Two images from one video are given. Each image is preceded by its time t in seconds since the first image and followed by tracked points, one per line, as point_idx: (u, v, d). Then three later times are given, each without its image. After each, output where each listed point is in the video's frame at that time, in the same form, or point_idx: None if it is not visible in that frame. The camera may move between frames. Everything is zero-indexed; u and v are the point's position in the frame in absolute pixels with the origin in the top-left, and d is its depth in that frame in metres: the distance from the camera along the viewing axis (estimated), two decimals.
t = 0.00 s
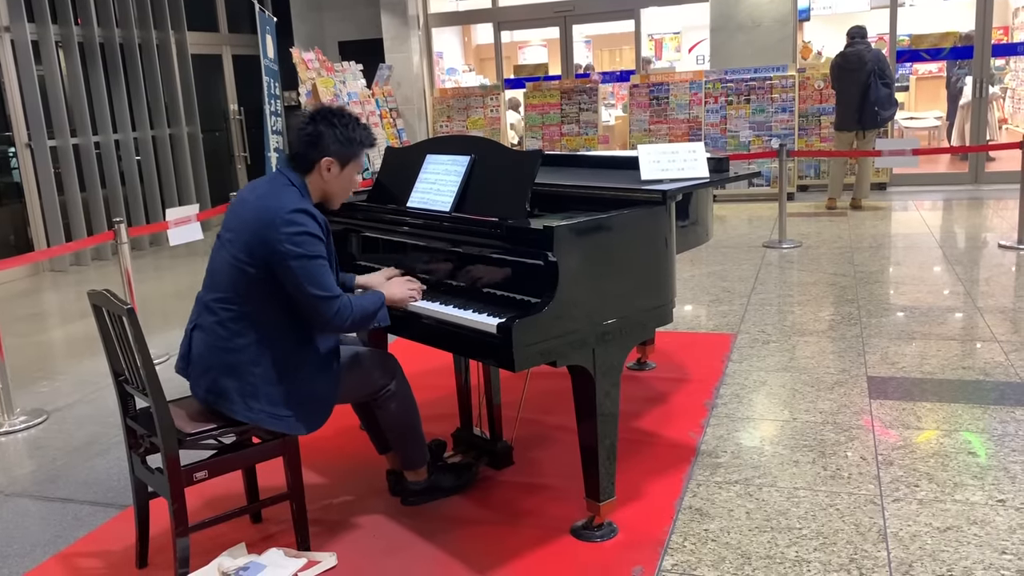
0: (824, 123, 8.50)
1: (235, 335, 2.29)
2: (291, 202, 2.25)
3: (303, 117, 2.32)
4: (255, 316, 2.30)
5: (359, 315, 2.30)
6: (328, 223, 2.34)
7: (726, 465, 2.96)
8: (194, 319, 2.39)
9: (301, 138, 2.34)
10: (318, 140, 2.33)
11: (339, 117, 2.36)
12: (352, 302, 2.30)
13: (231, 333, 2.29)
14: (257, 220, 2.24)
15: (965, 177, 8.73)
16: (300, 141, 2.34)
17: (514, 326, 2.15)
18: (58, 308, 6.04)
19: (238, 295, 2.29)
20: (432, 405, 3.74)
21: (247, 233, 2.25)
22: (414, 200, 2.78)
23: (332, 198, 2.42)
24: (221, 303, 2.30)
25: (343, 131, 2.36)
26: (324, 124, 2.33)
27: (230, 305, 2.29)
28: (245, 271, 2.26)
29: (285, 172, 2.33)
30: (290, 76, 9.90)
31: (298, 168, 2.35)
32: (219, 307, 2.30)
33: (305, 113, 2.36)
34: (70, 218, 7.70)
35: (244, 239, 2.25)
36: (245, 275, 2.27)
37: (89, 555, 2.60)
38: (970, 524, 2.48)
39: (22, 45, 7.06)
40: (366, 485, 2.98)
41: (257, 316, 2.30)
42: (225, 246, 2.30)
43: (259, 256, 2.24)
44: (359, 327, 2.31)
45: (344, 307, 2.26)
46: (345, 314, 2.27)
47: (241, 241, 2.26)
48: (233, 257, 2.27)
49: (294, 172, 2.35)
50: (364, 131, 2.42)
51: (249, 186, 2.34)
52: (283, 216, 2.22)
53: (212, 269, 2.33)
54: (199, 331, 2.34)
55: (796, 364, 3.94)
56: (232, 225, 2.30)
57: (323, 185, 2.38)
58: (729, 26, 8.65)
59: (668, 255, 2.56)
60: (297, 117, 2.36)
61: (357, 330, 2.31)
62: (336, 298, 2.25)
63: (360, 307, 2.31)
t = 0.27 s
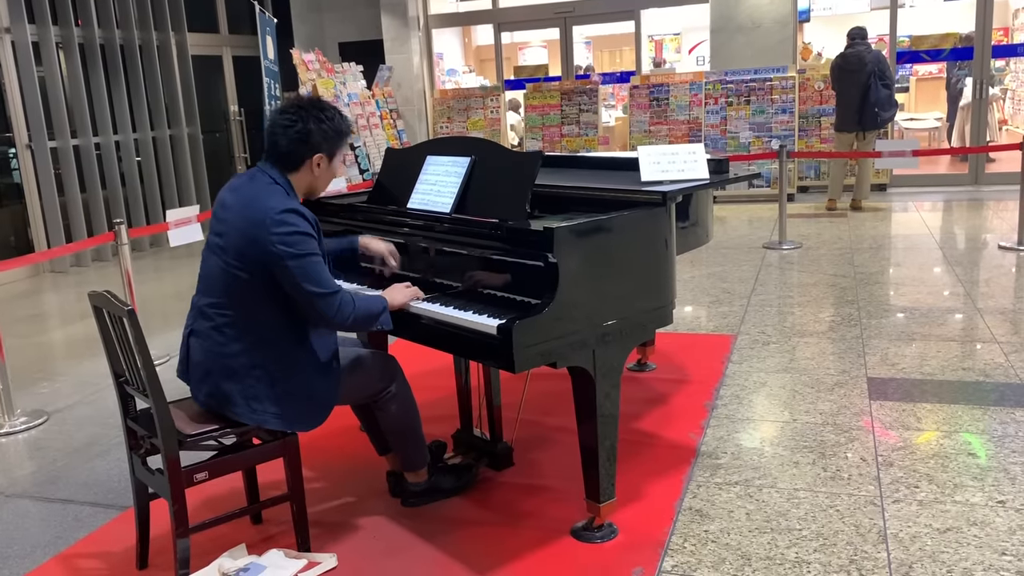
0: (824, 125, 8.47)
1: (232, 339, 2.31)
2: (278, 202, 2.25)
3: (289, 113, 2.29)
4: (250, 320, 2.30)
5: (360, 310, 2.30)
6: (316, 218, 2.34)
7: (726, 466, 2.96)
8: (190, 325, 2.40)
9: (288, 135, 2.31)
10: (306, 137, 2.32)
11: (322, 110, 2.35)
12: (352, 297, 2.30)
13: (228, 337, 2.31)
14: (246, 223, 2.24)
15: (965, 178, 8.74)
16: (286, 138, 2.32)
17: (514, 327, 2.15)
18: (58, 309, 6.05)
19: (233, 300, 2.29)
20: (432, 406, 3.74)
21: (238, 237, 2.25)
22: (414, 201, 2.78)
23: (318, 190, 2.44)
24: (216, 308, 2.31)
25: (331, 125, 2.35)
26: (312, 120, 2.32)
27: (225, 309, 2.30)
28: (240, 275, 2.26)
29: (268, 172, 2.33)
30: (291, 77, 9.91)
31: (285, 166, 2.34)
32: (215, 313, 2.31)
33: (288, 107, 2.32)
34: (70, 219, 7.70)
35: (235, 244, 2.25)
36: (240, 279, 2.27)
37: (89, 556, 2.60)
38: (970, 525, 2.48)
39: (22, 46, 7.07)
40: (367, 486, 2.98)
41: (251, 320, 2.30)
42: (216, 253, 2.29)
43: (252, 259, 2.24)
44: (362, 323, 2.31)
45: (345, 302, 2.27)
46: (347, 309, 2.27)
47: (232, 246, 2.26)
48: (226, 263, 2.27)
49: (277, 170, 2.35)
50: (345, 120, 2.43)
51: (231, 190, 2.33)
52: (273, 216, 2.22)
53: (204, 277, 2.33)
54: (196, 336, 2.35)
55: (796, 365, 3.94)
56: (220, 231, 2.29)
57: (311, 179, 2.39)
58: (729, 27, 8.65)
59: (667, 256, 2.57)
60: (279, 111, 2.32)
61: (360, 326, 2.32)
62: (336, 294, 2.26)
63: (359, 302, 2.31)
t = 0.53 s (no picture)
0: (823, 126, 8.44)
1: (230, 341, 2.31)
2: (268, 200, 2.26)
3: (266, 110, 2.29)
4: (246, 320, 2.30)
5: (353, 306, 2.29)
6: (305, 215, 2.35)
7: (726, 467, 2.96)
8: (186, 331, 2.39)
9: (266, 132, 2.31)
10: (284, 132, 2.31)
11: (299, 105, 2.35)
12: (344, 294, 2.30)
13: (226, 338, 2.31)
14: (236, 223, 2.25)
15: (964, 179, 8.75)
16: (265, 136, 2.31)
17: (514, 329, 2.15)
18: (57, 311, 6.05)
19: (228, 301, 2.29)
20: (431, 407, 3.74)
21: (228, 238, 2.25)
22: (414, 203, 2.78)
23: (305, 187, 2.44)
24: (213, 311, 2.31)
25: (308, 119, 2.35)
26: (290, 115, 2.32)
27: (221, 311, 2.31)
28: (233, 276, 2.27)
29: (255, 173, 2.33)
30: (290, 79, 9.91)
31: (269, 165, 2.35)
32: (211, 316, 2.31)
33: (264, 104, 2.32)
34: (70, 220, 7.70)
35: (227, 244, 2.26)
36: (233, 279, 2.27)
37: (89, 557, 2.60)
38: (970, 526, 2.48)
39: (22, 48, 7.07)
40: (367, 487, 2.98)
41: (248, 321, 2.30)
42: (207, 255, 2.30)
43: (244, 258, 2.25)
44: (354, 320, 2.31)
45: (336, 298, 2.26)
46: (338, 305, 2.27)
47: (224, 247, 2.26)
48: (219, 265, 2.28)
49: (263, 171, 2.35)
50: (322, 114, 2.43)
51: (222, 195, 2.35)
52: (262, 214, 2.23)
53: (199, 281, 2.34)
54: (194, 342, 2.34)
55: (796, 366, 3.94)
56: (211, 234, 2.30)
57: (295, 176, 2.39)
58: (729, 28, 8.64)
59: (667, 257, 2.57)
60: (256, 109, 2.31)
61: (352, 322, 2.31)
62: (326, 289, 2.25)
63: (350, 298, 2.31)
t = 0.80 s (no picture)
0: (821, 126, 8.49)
1: (224, 333, 2.30)
2: (248, 189, 2.29)
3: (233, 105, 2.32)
4: (237, 311, 2.31)
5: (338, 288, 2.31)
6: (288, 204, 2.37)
7: (724, 468, 2.96)
8: (179, 333, 2.39)
9: (235, 128, 2.35)
10: (252, 125, 2.34)
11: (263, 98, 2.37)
12: (328, 277, 2.31)
13: (219, 332, 2.30)
14: (220, 214, 2.27)
15: (962, 180, 8.76)
16: (234, 132, 2.35)
17: (512, 329, 2.15)
18: (55, 312, 6.04)
19: (218, 293, 2.30)
20: (428, 408, 3.75)
21: (213, 230, 2.28)
22: (411, 204, 2.78)
23: (284, 180, 2.44)
24: (204, 307, 2.31)
25: (276, 110, 2.37)
26: (257, 108, 2.35)
27: (212, 305, 2.31)
28: (221, 266, 2.28)
29: (234, 168, 2.36)
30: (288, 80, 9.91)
31: (244, 160, 2.36)
32: (203, 311, 2.32)
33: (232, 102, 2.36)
34: (67, 221, 7.70)
35: (212, 236, 2.28)
36: (221, 270, 2.28)
37: (86, 559, 2.60)
38: (968, 526, 2.48)
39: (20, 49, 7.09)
40: (364, 487, 2.98)
41: (243, 312, 2.31)
42: (195, 252, 2.32)
43: (230, 248, 2.26)
44: (340, 303, 2.32)
45: (320, 279, 2.27)
46: (323, 287, 2.28)
47: (211, 241, 2.28)
48: (206, 258, 2.29)
49: (243, 166, 2.36)
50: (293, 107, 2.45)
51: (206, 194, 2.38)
52: (243, 202, 2.25)
53: (189, 280, 2.35)
54: (189, 342, 2.34)
55: (793, 367, 3.95)
56: (198, 230, 2.33)
57: (272, 169, 2.40)
58: (726, 29, 8.68)
59: (665, 259, 2.57)
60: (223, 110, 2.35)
61: (339, 305, 2.32)
62: (310, 271, 2.26)
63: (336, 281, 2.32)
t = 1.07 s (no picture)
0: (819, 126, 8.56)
1: (223, 331, 2.30)
2: (251, 189, 2.29)
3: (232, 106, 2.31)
4: (236, 308, 2.30)
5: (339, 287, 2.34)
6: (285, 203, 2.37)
7: (722, 469, 2.96)
8: (177, 333, 2.38)
9: (233, 128, 2.33)
10: (252, 126, 2.33)
11: (262, 100, 2.37)
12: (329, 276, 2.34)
13: (218, 329, 2.30)
14: (221, 214, 2.26)
15: (960, 180, 8.77)
16: (232, 131, 2.33)
17: (510, 330, 2.15)
18: (53, 313, 6.04)
19: (218, 291, 2.29)
20: (427, 409, 3.75)
21: (214, 229, 2.27)
22: (409, 204, 2.78)
23: (278, 181, 2.45)
24: (202, 305, 2.31)
25: (273, 111, 2.38)
26: (255, 109, 2.35)
27: (211, 302, 2.30)
28: (222, 265, 2.28)
29: (232, 168, 2.34)
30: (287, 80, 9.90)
31: (242, 160, 2.35)
32: (202, 310, 2.31)
33: (229, 103, 2.34)
34: (65, 222, 7.69)
35: (213, 235, 2.27)
36: (222, 269, 2.28)
37: (84, 560, 2.59)
38: (966, 526, 2.49)
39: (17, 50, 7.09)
40: (361, 488, 2.98)
41: (241, 309, 2.31)
42: (194, 251, 2.31)
43: (232, 247, 2.26)
44: (341, 302, 2.35)
45: (323, 279, 2.30)
46: (326, 286, 2.31)
47: (211, 240, 2.27)
48: (207, 257, 2.28)
49: (240, 166, 2.35)
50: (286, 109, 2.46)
51: (202, 193, 2.36)
52: (247, 202, 2.25)
53: (186, 279, 2.34)
54: (187, 342, 2.33)
55: (792, 367, 3.95)
56: (196, 229, 2.31)
57: (268, 169, 2.40)
58: (725, 30, 8.69)
59: (663, 259, 2.57)
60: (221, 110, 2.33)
61: (340, 304, 2.35)
62: (313, 271, 2.29)
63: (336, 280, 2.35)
